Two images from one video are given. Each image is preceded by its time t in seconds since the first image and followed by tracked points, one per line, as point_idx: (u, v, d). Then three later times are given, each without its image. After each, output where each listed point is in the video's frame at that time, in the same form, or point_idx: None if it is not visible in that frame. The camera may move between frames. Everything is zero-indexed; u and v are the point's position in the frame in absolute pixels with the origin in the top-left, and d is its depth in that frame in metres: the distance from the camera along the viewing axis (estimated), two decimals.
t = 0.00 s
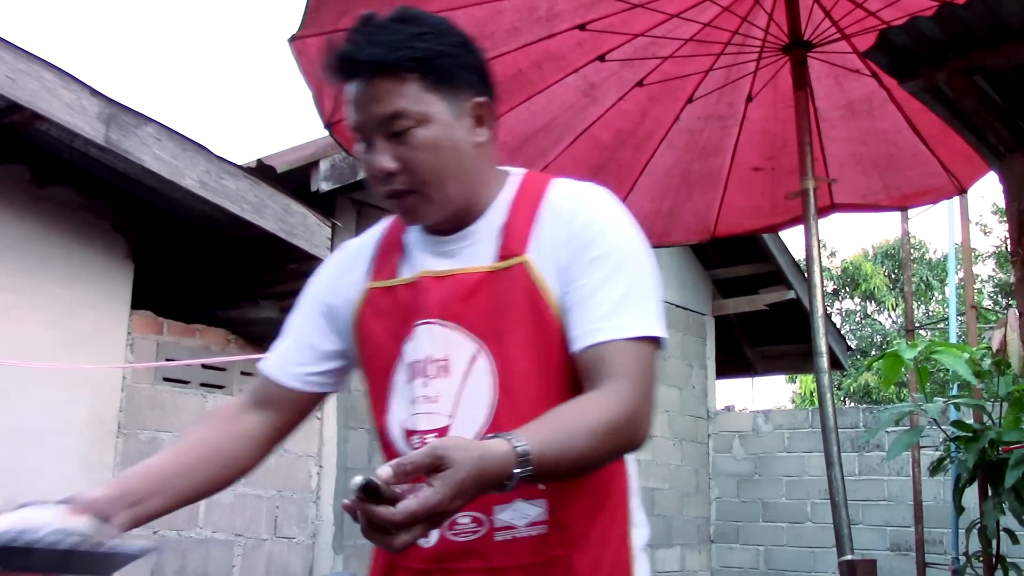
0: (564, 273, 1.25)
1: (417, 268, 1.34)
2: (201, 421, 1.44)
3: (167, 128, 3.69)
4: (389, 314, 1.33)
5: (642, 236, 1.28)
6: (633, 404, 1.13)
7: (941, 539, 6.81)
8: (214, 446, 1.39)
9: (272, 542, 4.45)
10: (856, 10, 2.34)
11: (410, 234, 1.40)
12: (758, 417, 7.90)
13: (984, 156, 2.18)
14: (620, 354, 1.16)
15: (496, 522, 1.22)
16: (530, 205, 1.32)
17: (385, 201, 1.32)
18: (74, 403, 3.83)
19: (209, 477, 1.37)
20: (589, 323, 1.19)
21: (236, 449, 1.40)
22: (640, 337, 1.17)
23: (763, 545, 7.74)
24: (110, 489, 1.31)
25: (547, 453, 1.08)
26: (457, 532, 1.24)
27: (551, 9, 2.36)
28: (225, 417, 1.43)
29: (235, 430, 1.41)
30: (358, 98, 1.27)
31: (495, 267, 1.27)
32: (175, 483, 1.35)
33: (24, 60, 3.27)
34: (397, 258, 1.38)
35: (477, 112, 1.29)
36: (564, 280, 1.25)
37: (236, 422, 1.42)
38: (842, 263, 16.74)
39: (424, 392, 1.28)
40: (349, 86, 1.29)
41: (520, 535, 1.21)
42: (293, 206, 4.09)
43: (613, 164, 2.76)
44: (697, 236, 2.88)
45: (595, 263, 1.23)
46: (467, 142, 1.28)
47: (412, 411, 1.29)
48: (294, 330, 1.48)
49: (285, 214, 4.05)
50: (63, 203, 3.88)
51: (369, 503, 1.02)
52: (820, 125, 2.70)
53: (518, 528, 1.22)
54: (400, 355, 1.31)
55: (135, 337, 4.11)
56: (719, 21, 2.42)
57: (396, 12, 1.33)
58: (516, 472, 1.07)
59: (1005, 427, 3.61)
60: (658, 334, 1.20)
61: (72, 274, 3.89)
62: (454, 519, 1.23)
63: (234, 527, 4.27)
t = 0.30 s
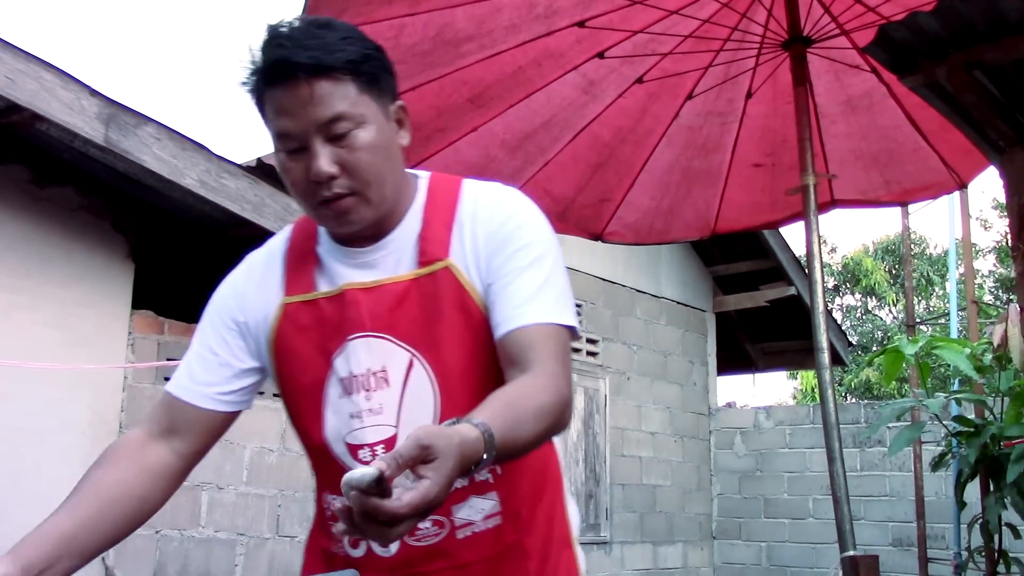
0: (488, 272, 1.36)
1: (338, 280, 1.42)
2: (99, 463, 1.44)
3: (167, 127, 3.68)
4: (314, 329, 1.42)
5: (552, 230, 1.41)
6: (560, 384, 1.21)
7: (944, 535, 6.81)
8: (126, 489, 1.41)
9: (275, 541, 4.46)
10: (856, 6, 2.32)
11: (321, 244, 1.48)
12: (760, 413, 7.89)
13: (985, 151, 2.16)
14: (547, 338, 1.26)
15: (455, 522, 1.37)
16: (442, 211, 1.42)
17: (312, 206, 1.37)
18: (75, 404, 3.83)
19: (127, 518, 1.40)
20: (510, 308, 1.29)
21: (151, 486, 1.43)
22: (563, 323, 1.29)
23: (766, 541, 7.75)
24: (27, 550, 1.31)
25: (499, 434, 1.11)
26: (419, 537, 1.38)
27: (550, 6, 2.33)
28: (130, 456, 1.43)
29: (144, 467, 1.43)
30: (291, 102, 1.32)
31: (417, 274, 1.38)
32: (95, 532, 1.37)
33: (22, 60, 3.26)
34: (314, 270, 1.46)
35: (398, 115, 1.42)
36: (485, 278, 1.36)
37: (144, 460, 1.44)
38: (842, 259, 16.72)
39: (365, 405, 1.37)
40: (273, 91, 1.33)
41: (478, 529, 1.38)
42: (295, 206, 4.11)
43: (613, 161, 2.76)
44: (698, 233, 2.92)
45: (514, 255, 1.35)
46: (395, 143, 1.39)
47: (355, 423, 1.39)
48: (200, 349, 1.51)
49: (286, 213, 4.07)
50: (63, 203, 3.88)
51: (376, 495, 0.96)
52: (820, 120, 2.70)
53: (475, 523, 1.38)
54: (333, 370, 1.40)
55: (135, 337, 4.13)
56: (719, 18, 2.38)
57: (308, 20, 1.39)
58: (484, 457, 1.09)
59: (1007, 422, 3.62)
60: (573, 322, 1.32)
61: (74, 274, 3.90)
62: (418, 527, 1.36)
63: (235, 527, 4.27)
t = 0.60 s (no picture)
0: (457, 266, 1.39)
1: (305, 279, 1.46)
2: (71, 480, 1.44)
3: (169, 126, 3.68)
4: (281, 330, 1.45)
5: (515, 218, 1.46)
6: (540, 372, 1.25)
7: (946, 533, 6.81)
8: (100, 504, 1.42)
9: (277, 540, 4.47)
10: (859, 3, 2.32)
11: (282, 245, 1.51)
12: (762, 411, 7.90)
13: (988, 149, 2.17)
14: (522, 326, 1.30)
15: (437, 516, 1.39)
16: (407, 206, 1.46)
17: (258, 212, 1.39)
18: (77, 403, 3.83)
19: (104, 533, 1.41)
20: (482, 299, 1.32)
21: (125, 499, 1.44)
22: (533, 310, 1.33)
23: (768, 539, 7.75)
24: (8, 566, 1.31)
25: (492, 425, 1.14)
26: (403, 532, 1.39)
27: (552, 4, 2.32)
28: (102, 472, 1.45)
29: (117, 482, 1.44)
30: (229, 108, 1.34)
31: (384, 270, 1.42)
32: (72, 547, 1.37)
33: (24, 59, 3.26)
34: (278, 270, 1.49)
35: (349, 117, 1.41)
36: (454, 270, 1.40)
37: (117, 476, 1.45)
38: (844, 257, 16.72)
39: (339, 404, 1.40)
40: (214, 96, 1.35)
41: (459, 521, 1.40)
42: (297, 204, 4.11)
43: (616, 159, 2.76)
44: (700, 231, 2.92)
45: (482, 246, 1.38)
46: (341, 147, 1.39)
47: (329, 423, 1.41)
48: (165, 358, 1.53)
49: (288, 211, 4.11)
50: (65, 202, 3.88)
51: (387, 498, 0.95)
52: (822, 118, 2.70)
53: (456, 516, 1.40)
54: (302, 371, 1.43)
55: (138, 335, 4.12)
56: (721, 15, 2.38)
57: (255, 19, 1.40)
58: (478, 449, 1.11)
59: (1010, 420, 3.61)
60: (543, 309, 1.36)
61: (75, 273, 3.90)
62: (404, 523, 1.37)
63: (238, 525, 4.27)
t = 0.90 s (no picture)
0: (440, 265, 1.38)
1: (286, 280, 1.45)
2: (45, 481, 1.43)
3: (171, 124, 3.67)
4: (262, 332, 1.44)
5: (496, 214, 1.46)
6: (524, 375, 1.26)
7: (949, 531, 6.80)
8: (75, 505, 1.41)
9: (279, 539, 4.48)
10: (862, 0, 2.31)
11: (261, 245, 1.51)
12: (765, 409, 7.90)
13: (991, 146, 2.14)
14: (507, 327, 1.30)
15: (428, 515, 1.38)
16: (386, 203, 1.46)
17: (234, 214, 1.38)
18: (80, 402, 3.83)
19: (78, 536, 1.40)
20: (465, 299, 1.32)
21: (99, 503, 1.43)
22: (518, 310, 1.32)
23: (771, 538, 7.74)
24: None
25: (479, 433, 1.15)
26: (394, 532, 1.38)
27: (554, 2, 2.32)
28: (76, 475, 1.43)
29: (91, 484, 1.43)
30: (201, 112, 1.32)
31: (366, 269, 1.41)
32: (47, 550, 1.36)
33: (26, 58, 3.27)
34: (257, 268, 1.49)
35: (324, 116, 1.40)
36: (435, 269, 1.39)
37: (92, 479, 1.44)
38: (847, 255, 16.72)
39: (324, 407, 1.39)
40: (184, 98, 1.33)
41: (450, 519, 1.39)
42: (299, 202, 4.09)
43: (618, 157, 2.75)
44: (703, 228, 2.92)
45: (464, 244, 1.38)
46: (317, 147, 1.38)
47: (315, 427, 1.40)
48: (142, 359, 1.52)
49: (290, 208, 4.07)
50: (68, 201, 3.88)
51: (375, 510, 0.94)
52: (825, 115, 2.69)
53: (447, 513, 1.39)
54: (286, 373, 1.42)
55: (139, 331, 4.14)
56: (724, 12, 2.38)
57: (224, 18, 1.39)
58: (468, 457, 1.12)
59: (1013, 418, 3.60)
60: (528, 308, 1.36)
61: (78, 272, 3.90)
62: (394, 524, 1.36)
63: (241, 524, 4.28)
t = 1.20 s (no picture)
0: (450, 267, 1.36)
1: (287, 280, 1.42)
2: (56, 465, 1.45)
3: (172, 124, 3.68)
4: (261, 331, 1.41)
5: (500, 212, 1.44)
6: (548, 371, 1.25)
7: (952, 529, 6.80)
8: (84, 491, 1.42)
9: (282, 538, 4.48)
10: None
11: (263, 242, 1.48)
12: (767, 408, 7.90)
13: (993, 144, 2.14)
14: (524, 330, 1.29)
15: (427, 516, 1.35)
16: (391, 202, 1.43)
17: (258, 215, 1.36)
18: (82, 402, 3.83)
19: (86, 520, 1.42)
20: (481, 305, 1.30)
21: (109, 489, 1.45)
22: (532, 312, 1.31)
23: (774, 537, 7.73)
24: None
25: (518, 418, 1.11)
26: (394, 532, 1.36)
27: (556, 1, 2.32)
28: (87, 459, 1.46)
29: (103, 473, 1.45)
30: (231, 110, 1.30)
31: (371, 268, 1.38)
32: (57, 529, 1.38)
33: (28, 58, 3.27)
34: (258, 266, 1.46)
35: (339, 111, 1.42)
36: (444, 271, 1.37)
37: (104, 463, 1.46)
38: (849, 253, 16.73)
39: (325, 406, 1.35)
40: (212, 97, 1.31)
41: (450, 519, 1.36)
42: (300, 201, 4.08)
43: (621, 155, 2.75)
44: (706, 227, 2.91)
45: (475, 248, 1.36)
46: (340, 142, 1.39)
47: (316, 425, 1.36)
48: (142, 358, 1.51)
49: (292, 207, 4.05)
50: (70, 201, 3.88)
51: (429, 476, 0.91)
52: (828, 114, 2.68)
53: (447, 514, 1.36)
54: (287, 372, 1.39)
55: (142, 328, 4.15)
56: (726, 11, 2.39)
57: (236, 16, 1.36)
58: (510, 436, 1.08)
59: (1016, 416, 3.59)
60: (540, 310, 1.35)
61: (80, 272, 3.90)
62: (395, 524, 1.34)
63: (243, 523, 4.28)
